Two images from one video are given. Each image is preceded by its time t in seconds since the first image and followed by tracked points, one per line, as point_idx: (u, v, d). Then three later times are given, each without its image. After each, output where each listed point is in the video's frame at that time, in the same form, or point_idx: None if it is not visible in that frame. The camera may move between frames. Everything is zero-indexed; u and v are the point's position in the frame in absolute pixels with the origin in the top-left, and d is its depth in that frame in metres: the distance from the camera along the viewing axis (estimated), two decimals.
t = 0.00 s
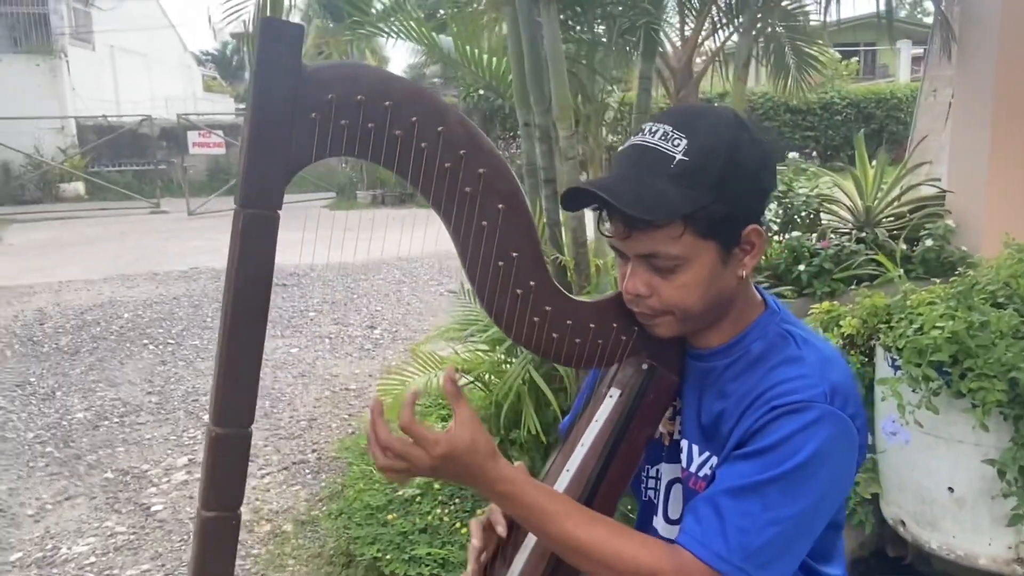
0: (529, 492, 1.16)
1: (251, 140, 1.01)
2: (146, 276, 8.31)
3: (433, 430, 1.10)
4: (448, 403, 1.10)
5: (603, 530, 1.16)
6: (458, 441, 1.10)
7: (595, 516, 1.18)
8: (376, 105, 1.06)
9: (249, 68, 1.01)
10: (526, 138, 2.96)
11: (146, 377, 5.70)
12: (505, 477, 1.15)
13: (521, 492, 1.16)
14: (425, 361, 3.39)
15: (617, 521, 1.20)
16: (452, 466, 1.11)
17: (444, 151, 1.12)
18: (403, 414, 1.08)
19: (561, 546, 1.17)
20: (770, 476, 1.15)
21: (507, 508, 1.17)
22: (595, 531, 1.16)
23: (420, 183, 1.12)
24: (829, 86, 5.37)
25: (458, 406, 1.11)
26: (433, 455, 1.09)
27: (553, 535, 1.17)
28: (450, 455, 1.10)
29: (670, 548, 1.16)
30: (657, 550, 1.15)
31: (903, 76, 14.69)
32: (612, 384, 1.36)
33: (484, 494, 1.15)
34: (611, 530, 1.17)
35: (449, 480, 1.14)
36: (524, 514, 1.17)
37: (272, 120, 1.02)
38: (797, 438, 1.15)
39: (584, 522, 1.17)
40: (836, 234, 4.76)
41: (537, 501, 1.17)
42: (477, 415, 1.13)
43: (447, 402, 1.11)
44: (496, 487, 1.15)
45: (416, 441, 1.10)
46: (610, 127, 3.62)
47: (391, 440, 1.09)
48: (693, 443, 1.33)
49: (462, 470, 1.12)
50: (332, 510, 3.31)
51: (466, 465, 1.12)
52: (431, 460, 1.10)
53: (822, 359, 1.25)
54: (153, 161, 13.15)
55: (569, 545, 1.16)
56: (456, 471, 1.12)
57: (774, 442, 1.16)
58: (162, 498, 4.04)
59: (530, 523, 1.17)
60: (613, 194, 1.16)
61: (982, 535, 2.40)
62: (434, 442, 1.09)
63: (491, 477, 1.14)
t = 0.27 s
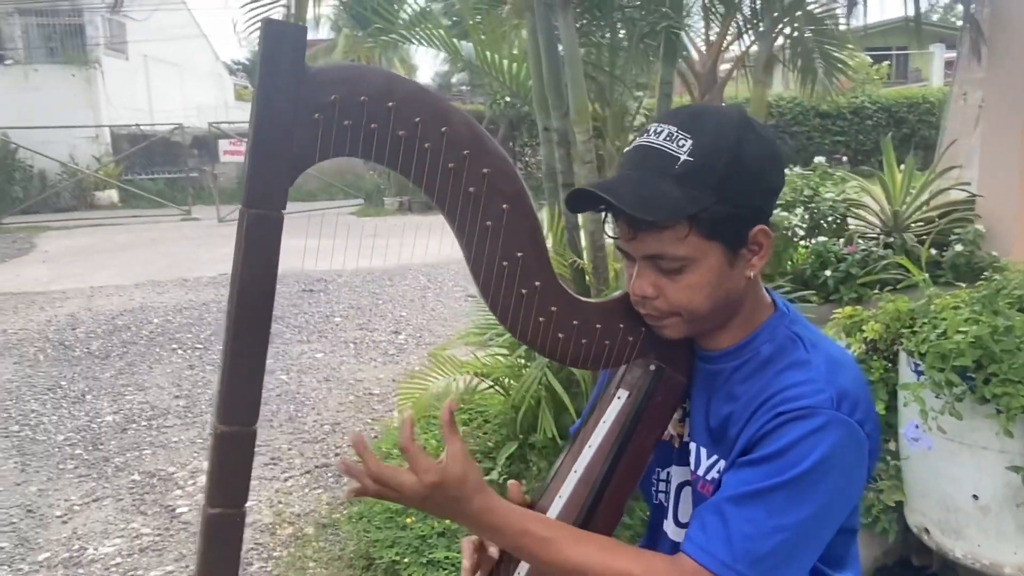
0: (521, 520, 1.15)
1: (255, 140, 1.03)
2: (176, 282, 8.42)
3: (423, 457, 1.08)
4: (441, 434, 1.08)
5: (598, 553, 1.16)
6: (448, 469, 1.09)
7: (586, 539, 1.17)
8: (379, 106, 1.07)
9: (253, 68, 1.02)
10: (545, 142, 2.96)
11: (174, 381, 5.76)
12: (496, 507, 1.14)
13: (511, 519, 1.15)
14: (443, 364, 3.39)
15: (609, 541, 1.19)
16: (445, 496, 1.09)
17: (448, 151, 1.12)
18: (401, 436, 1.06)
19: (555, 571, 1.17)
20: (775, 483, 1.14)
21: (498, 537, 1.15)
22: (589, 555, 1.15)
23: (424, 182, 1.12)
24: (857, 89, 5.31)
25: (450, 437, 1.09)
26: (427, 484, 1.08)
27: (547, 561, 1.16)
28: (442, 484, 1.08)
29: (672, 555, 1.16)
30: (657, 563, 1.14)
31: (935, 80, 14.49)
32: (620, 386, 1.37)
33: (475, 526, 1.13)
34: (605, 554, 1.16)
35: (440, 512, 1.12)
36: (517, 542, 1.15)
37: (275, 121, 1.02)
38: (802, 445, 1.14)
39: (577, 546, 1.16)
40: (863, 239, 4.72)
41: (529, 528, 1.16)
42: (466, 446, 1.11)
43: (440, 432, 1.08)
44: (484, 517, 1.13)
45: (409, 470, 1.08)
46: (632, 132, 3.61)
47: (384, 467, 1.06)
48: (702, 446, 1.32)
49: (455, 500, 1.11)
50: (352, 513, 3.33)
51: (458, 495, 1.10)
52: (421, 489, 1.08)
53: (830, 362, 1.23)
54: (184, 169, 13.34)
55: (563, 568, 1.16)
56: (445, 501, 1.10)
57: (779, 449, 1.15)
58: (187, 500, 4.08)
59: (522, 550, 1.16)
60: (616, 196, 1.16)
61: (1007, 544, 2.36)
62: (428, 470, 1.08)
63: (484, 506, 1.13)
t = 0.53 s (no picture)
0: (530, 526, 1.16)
1: (259, 137, 1.04)
2: (200, 285, 8.51)
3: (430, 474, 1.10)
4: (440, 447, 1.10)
5: (607, 555, 1.15)
6: (455, 484, 1.11)
7: (597, 540, 1.17)
8: (382, 103, 1.08)
9: (258, 67, 1.04)
10: (560, 144, 2.97)
11: (196, 382, 5.83)
12: (505, 513, 1.15)
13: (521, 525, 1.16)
14: (458, 365, 3.36)
15: (619, 541, 1.18)
16: (452, 510, 1.12)
17: (450, 149, 1.13)
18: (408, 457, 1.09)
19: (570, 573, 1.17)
20: (779, 484, 1.11)
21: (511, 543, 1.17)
22: (599, 559, 1.15)
23: (426, 179, 1.13)
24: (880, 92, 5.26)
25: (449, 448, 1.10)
26: (433, 502, 1.10)
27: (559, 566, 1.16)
28: (449, 501, 1.11)
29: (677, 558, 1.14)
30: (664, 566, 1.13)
31: (963, 84, 14.33)
32: (625, 384, 1.38)
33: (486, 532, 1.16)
34: (616, 557, 1.15)
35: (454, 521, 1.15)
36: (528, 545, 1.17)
37: (279, 118, 1.04)
38: (806, 445, 1.11)
39: (587, 550, 1.15)
40: (885, 243, 4.70)
41: (538, 534, 1.16)
42: (468, 454, 1.13)
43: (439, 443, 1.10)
44: (493, 524, 1.15)
45: (415, 487, 1.11)
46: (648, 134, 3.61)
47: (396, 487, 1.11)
48: (706, 446, 1.31)
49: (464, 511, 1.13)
50: (368, 513, 3.36)
51: (466, 508, 1.12)
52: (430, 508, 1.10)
53: (834, 361, 1.21)
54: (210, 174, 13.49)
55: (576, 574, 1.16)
56: (454, 515, 1.12)
57: (783, 449, 1.12)
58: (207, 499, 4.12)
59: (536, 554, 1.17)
60: (617, 193, 1.17)
61: None
62: (432, 487, 1.10)
63: (493, 515, 1.14)
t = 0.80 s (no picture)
0: (542, 501, 1.15)
1: (252, 131, 1.05)
2: (214, 286, 8.57)
3: (449, 437, 1.10)
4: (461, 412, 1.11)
5: (617, 539, 1.14)
6: (475, 447, 1.11)
7: (606, 523, 1.16)
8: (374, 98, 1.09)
9: (251, 61, 1.05)
10: (566, 143, 2.97)
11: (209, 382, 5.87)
12: (519, 486, 1.15)
13: (533, 499, 1.15)
14: (464, 364, 3.40)
15: (627, 527, 1.17)
16: (469, 475, 1.11)
17: (443, 143, 1.14)
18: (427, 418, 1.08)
19: (576, 556, 1.16)
20: (779, 478, 1.10)
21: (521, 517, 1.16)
22: (608, 541, 1.14)
23: (419, 173, 1.14)
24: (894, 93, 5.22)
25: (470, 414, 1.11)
26: (451, 462, 1.10)
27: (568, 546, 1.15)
28: (467, 462, 1.10)
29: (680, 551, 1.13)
30: (669, 558, 1.12)
31: (980, 86, 14.22)
32: (620, 378, 1.39)
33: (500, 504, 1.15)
34: (625, 541, 1.14)
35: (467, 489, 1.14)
36: (539, 523, 1.16)
37: (271, 112, 1.05)
38: (805, 437, 1.10)
39: (596, 531, 1.15)
40: (898, 245, 4.71)
41: (550, 510, 1.16)
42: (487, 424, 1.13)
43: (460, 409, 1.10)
44: (507, 495, 1.15)
45: (434, 448, 1.10)
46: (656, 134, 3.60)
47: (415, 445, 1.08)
48: (703, 441, 1.31)
49: (479, 478, 1.13)
50: (374, 512, 3.37)
51: (482, 474, 1.12)
52: (448, 468, 1.10)
53: (830, 353, 1.21)
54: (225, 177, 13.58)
55: (583, 555, 1.14)
56: (471, 478, 1.12)
57: (781, 443, 1.12)
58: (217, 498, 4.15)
59: (545, 531, 1.16)
60: (608, 188, 1.17)
61: None
62: (452, 448, 1.09)
63: (507, 486, 1.14)
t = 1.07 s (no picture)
0: (542, 486, 1.16)
1: (242, 123, 1.05)
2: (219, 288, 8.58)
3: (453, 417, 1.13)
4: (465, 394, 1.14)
5: (615, 528, 1.15)
6: (478, 428, 1.13)
7: (605, 514, 1.17)
8: (364, 91, 1.09)
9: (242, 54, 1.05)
10: (565, 143, 2.97)
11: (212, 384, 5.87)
12: (520, 471, 1.16)
13: (533, 484, 1.16)
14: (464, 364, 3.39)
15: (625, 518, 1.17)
16: (471, 455, 1.13)
17: (433, 137, 1.14)
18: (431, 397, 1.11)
19: (575, 545, 1.16)
20: (772, 472, 1.10)
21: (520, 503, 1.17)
22: (606, 528, 1.15)
23: (409, 167, 1.14)
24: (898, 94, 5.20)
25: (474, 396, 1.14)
26: (454, 441, 1.12)
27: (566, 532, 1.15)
28: (469, 442, 1.13)
29: (676, 545, 1.13)
30: (665, 551, 1.12)
31: (986, 87, 14.17)
32: (614, 373, 1.39)
33: (501, 489, 1.16)
34: (623, 530, 1.14)
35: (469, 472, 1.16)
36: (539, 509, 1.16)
37: (261, 105, 1.05)
38: (799, 430, 1.10)
39: (595, 519, 1.15)
40: (902, 245, 4.69)
41: (549, 495, 1.17)
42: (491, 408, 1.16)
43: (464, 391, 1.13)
44: (508, 480, 1.16)
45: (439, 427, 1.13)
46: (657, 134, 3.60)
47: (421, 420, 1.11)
48: (697, 436, 1.30)
49: (481, 459, 1.15)
50: (374, 512, 3.37)
51: (483, 454, 1.14)
52: (451, 447, 1.12)
53: (823, 346, 1.21)
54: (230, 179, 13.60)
55: (581, 542, 1.15)
56: (474, 459, 1.14)
57: (774, 436, 1.11)
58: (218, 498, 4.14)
59: (544, 519, 1.16)
60: (598, 183, 1.17)
61: None
62: (455, 426, 1.12)
63: (508, 469, 1.16)
